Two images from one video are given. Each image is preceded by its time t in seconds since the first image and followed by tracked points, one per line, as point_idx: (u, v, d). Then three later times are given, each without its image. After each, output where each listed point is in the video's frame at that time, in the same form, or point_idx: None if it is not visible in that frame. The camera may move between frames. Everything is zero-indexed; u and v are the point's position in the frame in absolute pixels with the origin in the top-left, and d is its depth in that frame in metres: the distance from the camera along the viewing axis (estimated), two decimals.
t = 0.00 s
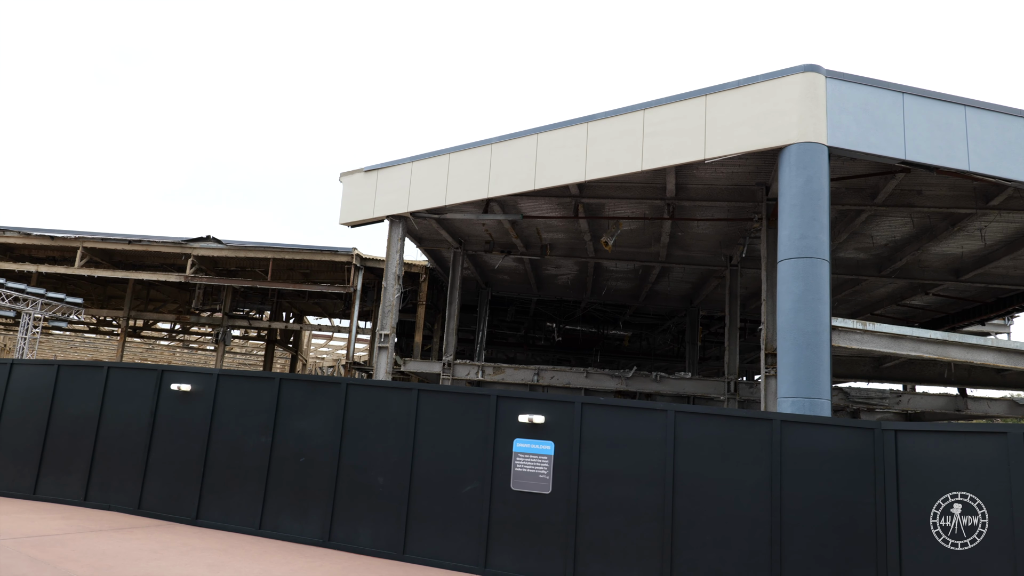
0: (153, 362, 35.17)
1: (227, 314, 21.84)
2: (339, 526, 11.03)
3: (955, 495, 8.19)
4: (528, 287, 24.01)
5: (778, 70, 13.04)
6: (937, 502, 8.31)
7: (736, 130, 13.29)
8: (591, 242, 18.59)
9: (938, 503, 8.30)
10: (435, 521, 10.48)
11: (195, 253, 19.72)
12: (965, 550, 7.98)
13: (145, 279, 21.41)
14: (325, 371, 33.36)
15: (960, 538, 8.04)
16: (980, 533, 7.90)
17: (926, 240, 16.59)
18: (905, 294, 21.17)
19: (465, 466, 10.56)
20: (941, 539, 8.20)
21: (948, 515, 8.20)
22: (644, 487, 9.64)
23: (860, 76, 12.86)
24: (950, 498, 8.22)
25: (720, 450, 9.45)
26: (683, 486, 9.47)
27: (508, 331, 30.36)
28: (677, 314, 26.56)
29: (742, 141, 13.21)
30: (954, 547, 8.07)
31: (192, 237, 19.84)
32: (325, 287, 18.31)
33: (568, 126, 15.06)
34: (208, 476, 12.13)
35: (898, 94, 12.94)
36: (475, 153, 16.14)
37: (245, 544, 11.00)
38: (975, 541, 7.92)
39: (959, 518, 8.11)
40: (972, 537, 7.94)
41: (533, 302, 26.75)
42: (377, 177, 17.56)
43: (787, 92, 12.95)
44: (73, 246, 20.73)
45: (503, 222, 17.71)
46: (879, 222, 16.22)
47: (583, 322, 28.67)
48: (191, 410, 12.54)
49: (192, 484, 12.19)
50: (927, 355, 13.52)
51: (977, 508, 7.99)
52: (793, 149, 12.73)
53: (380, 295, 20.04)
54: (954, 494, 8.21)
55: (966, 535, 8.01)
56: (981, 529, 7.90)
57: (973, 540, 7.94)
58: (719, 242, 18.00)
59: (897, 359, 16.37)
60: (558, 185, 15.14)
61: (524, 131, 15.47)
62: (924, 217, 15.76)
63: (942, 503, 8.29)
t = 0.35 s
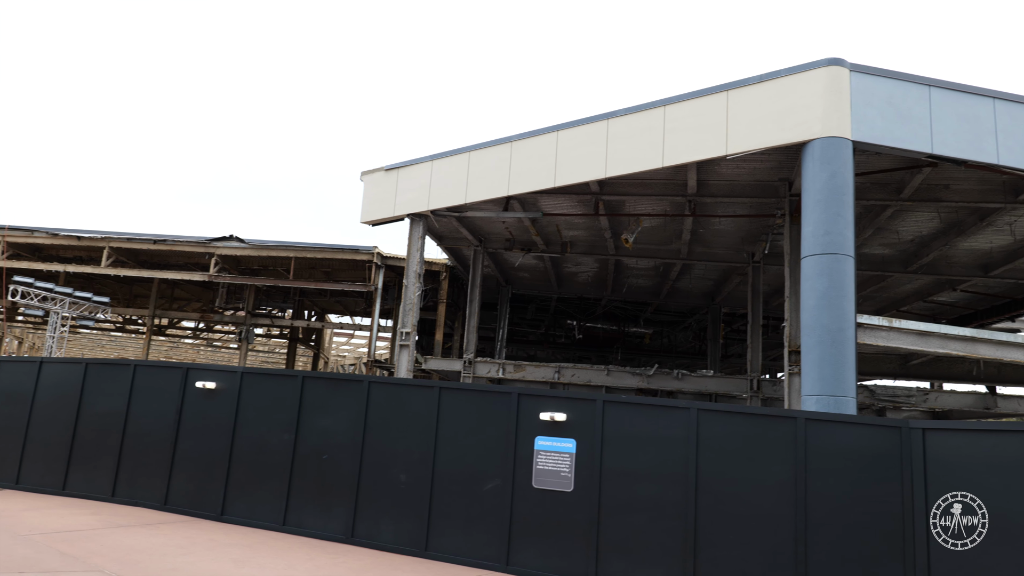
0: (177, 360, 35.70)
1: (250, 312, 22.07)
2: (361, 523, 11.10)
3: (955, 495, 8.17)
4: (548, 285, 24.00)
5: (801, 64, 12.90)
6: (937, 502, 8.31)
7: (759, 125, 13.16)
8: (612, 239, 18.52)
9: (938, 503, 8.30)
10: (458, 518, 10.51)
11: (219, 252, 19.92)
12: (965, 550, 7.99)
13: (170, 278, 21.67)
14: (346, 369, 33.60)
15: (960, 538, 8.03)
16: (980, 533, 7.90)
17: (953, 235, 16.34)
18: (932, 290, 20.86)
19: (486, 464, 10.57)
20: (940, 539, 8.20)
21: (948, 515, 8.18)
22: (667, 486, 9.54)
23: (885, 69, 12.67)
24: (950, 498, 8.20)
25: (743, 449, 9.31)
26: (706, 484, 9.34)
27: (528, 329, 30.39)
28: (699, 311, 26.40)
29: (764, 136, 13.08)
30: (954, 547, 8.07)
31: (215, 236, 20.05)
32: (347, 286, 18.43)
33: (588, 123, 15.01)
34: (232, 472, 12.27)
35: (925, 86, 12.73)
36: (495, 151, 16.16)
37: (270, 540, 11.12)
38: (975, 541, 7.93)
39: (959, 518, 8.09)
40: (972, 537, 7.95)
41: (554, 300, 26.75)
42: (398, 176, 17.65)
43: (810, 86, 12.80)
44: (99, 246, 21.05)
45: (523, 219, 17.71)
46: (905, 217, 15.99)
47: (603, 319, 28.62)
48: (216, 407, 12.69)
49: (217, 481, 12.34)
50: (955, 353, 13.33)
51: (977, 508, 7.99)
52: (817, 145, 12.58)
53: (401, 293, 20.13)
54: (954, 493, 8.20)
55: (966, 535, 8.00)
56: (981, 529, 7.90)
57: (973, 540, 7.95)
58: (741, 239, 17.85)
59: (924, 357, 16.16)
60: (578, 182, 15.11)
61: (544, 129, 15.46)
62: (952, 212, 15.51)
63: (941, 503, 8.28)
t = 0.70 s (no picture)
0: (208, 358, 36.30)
1: (278, 311, 22.37)
2: (389, 520, 11.17)
3: (955, 495, 8.22)
4: (573, 283, 23.96)
5: (831, 58, 12.72)
6: (937, 502, 8.34)
7: (787, 120, 13.01)
8: (638, 236, 18.43)
9: (938, 503, 8.34)
10: (485, 516, 10.52)
11: (247, 251, 20.20)
12: (965, 550, 8.04)
13: (200, 277, 22.02)
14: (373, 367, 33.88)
15: (960, 538, 8.09)
16: (980, 533, 7.93)
17: (989, 230, 16.00)
18: (967, 287, 20.44)
19: (513, 462, 10.56)
20: (941, 539, 8.25)
21: (948, 515, 8.23)
22: (695, 485, 9.37)
23: (918, 61, 12.44)
24: (950, 498, 8.25)
25: (774, 448, 9.10)
26: (735, 484, 9.16)
27: (554, 327, 30.39)
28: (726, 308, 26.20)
29: (793, 131, 12.93)
30: (954, 547, 8.13)
31: (244, 236, 20.34)
32: (373, 284, 18.57)
33: (614, 120, 14.95)
34: (262, 469, 12.43)
35: (959, 78, 12.47)
36: (521, 149, 16.17)
37: (300, 536, 11.24)
38: (975, 541, 7.97)
39: (958, 518, 8.14)
40: (972, 537, 7.99)
41: (580, 298, 26.71)
42: (424, 175, 17.75)
43: (840, 79, 12.61)
44: (132, 246, 21.44)
45: (549, 218, 17.69)
46: (939, 212, 15.70)
47: (629, 317, 28.54)
48: (246, 405, 12.86)
49: (247, 478, 12.51)
50: (991, 351, 13.08)
51: (977, 508, 8.02)
52: (848, 139, 12.40)
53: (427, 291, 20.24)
54: (954, 493, 8.24)
55: (965, 535, 8.05)
56: (981, 529, 7.93)
57: (973, 540, 7.99)
58: (769, 235, 17.65)
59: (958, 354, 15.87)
60: (604, 180, 15.06)
61: (569, 126, 15.43)
62: (987, 207, 15.19)
63: (941, 503, 8.32)
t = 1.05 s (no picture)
0: (240, 356, 36.93)
1: (308, 310, 22.64)
2: (420, 517, 11.25)
3: (955, 495, 8.12)
4: (602, 281, 23.91)
5: (864, 51, 12.50)
6: (937, 502, 8.18)
7: (819, 115, 12.82)
8: (667, 234, 18.31)
9: (938, 502, 8.17)
10: (515, 515, 10.54)
11: (278, 251, 20.47)
12: (965, 551, 7.96)
13: (233, 277, 22.36)
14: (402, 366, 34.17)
15: (960, 538, 8.00)
16: (980, 533, 7.93)
17: None
18: (1007, 283, 19.97)
19: (543, 461, 10.55)
20: (941, 539, 8.08)
21: (949, 515, 8.10)
22: (727, 485, 9.21)
23: (956, 53, 12.16)
24: (951, 498, 8.13)
25: (807, 447, 8.88)
26: (767, 484, 8.97)
27: (582, 325, 30.39)
28: (757, 306, 25.96)
29: (825, 126, 12.73)
30: (954, 547, 8.01)
31: (275, 236, 20.60)
32: (402, 283, 18.71)
33: (642, 117, 14.86)
34: (295, 466, 12.60)
35: (999, 70, 12.16)
36: (549, 148, 16.17)
37: (332, 532, 11.38)
38: (975, 541, 7.95)
39: (959, 518, 8.05)
40: (972, 537, 7.96)
41: (608, 296, 26.67)
42: (452, 174, 17.84)
43: (874, 73, 12.39)
44: (166, 247, 21.85)
45: (577, 216, 17.66)
46: (977, 207, 15.36)
47: (658, 315, 28.45)
48: (279, 403, 13.03)
49: (280, 475, 12.69)
50: None
51: (977, 508, 8.01)
52: (882, 134, 12.17)
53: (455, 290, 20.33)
54: (954, 493, 8.13)
55: (966, 535, 7.99)
56: (981, 529, 7.93)
57: (973, 540, 7.96)
58: (801, 232, 17.41)
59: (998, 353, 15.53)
60: (633, 177, 14.98)
61: (597, 124, 15.38)
62: None
63: (941, 503, 8.17)
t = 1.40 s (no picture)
0: (280, 355, 37.59)
1: (346, 309, 22.93)
2: (458, 515, 11.32)
3: (955, 495, 7.97)
4: (638, 279, 23.78)
5: (908, 41, 12.20)
6: (937, 501, 8.04)
7: (861, 108, 12.55)
8: (704, 231, 18.12)
9: (938, 502, 8.03)
10: (552, 513, 10.52)
11: (316, 251, 20.76)
12: (965, 551, 7.79)
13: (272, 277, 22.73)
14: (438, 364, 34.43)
15: (960, 539, 7.84)
16: (980, 533, 7.77)
17: None
18: None
19: (580, 459, 10.52)
20: (940, 539, 7.93)
21: (948, 515, 7.95)
22: (768, 485, 9.02)
23: (1005, 41, 11.79)
24: (950, 498, 7.98)
25: (850, 447, 8.63)
26: (809, 484, 8.76)
27: (617, 323, 30.29)
28: (797, 303, 25.59)
29: (868, 119, 12.46)
30: (953, 548, 7.84)
31: (312, 236, 20.90)
32: (437, 282, 18.83)
33: (678, 112, 14.73)
34: (335, 463, 12.77)
35: None
36: (583, 145, 16.12)
37: (371, 529, 11.51)
38: (975, 541, 7.78)
39: (959, 518, 7.90)
40: (973, 538, 7.79)
41: (644, 294, 26.53)
42: (487, 172, 17.91)
43: (919, 63, 12.09)
44: (207, 248, 22.32)
45: (612, 213, 17.59)
46: None
47: (695, 313, 28.25)
48: (318, 401, 13.22)
49: (320, 472, 12.87)
50: None
51: (977, 508, 7.85)
52: (927, 125, 11.87)
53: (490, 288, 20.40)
54: (954, 493, 7.98)
55: (966, 535, 7.83)
56: (982, 529, 7.77)
57: (973, 540, 7.79)
58: (842, 227, 17.08)
59: None
60: (669, 174, 14.86)
61: (632, 121, 15.29)
62: None
63: (940, 502, 8.03)
